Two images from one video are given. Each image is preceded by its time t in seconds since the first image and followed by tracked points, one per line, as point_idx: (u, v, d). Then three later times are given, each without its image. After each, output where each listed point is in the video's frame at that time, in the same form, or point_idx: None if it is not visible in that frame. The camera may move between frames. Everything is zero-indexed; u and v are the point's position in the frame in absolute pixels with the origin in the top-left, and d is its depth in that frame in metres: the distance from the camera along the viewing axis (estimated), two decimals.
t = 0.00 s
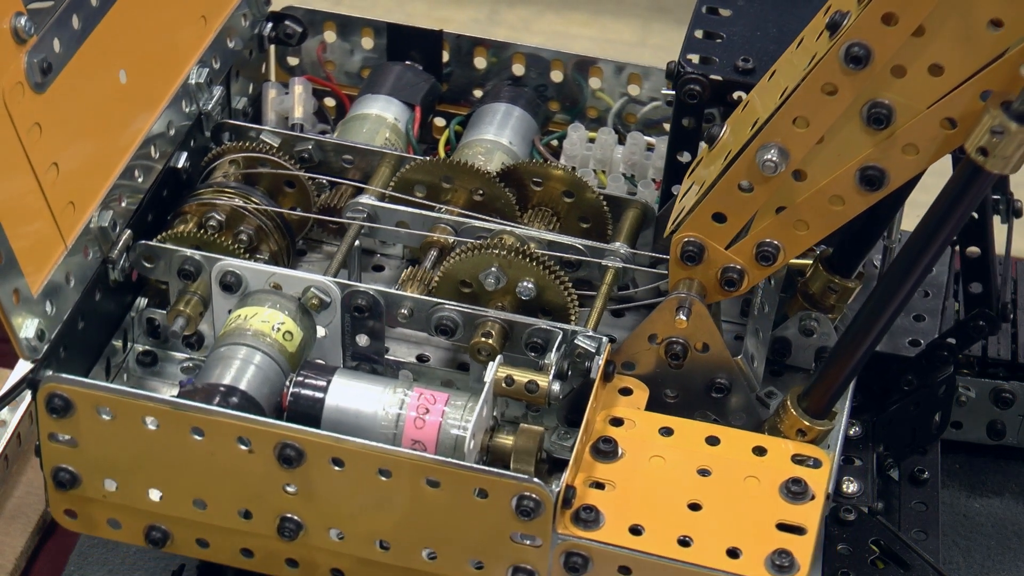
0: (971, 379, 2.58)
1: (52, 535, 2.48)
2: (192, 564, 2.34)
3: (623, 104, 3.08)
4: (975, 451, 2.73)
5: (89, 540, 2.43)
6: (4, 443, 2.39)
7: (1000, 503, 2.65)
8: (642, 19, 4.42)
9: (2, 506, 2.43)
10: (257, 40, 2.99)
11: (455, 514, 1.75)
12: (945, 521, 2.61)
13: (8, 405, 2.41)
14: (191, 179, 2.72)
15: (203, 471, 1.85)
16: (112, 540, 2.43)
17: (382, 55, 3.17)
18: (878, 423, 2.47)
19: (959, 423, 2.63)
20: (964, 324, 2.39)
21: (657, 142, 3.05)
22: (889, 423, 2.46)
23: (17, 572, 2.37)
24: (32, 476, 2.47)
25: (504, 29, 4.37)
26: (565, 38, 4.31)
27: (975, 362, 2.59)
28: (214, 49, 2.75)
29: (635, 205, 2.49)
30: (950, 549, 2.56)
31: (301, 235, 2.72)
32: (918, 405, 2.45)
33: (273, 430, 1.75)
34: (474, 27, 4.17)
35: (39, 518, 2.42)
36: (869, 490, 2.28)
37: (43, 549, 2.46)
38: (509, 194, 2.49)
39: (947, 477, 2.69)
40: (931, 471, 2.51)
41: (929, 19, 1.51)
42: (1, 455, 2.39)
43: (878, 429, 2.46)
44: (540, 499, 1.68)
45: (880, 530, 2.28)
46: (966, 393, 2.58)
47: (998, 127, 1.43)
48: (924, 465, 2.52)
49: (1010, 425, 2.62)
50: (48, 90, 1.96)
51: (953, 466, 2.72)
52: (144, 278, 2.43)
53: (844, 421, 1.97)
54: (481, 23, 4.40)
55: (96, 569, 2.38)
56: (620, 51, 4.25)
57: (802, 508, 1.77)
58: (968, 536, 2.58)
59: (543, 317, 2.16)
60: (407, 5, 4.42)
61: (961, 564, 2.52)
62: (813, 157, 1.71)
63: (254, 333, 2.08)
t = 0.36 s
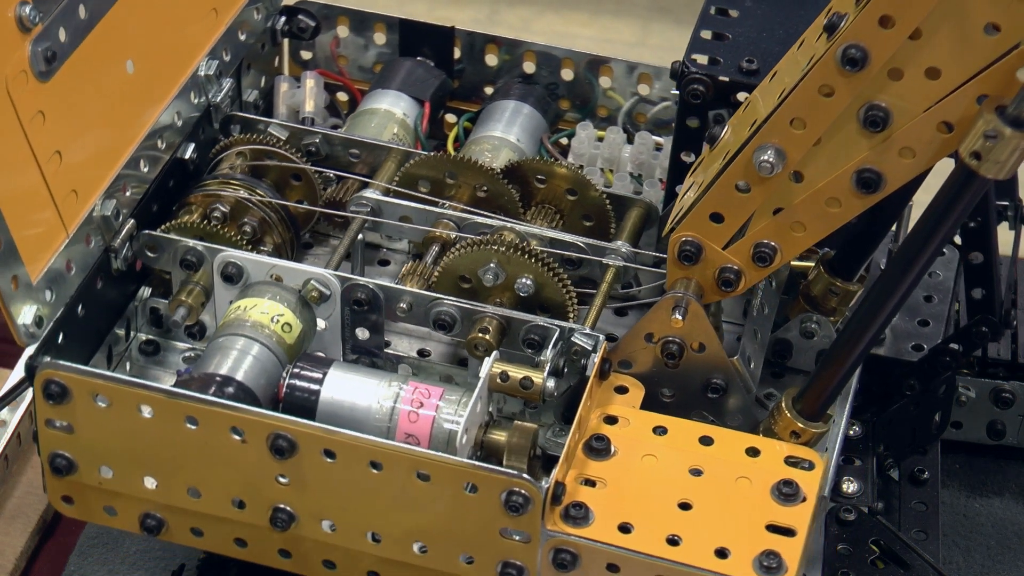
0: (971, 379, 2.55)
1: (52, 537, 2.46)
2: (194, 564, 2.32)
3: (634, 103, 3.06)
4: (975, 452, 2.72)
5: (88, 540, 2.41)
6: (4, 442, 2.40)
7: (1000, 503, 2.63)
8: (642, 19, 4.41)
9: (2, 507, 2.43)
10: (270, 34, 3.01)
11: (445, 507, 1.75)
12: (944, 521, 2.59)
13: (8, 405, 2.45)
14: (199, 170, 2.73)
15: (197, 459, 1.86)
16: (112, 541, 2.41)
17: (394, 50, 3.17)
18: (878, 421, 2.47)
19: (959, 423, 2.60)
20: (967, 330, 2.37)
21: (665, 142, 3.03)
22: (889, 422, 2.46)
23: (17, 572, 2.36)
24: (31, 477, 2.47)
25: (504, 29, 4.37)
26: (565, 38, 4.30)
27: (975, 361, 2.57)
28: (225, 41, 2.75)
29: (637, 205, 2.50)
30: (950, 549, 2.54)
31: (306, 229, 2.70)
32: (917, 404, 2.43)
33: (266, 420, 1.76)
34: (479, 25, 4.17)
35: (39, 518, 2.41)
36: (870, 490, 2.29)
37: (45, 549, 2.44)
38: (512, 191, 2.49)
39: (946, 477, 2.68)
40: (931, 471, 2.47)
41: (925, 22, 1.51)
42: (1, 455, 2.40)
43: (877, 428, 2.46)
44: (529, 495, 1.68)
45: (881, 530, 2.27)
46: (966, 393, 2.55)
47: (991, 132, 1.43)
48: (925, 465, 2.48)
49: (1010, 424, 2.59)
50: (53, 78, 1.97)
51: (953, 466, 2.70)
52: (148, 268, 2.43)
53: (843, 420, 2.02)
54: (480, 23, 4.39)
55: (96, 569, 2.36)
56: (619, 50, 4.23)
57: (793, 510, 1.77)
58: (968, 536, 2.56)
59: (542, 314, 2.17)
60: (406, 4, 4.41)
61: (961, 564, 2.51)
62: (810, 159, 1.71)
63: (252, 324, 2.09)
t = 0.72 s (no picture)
0: (971, 379, 2.53)
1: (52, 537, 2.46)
2: (195, 565, 2.33)
3: (645, 103, 3.05)
4: (975, 452, 2.71)
5: (88, 540, 2.42)
6: (4, 442, 2.42)
7: (999, 503, 2.62)
8: (643, 19, 4.40)
9: (2, 506, 2.42)
10: (284, 26, 3.03)
11: (435, 501, 1.76)
12: (944, 521, 2.58)
13: (9, 405, 2.47)
14: (207, 161, 2.74)
15: (191, 448, 1.87)
16: (112, 540, 2.41)
17: (407, 46, 3.18)
18: (878, 420, 2.50)
19: (959, 423, 2.58)
20: (970, 336, 2.36)
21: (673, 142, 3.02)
22: (889, 421, 2.48)
23: (17, 572, 2.35)
24: (32, 477, 2.47)
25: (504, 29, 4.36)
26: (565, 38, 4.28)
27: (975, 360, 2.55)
28: (236, 34, 2.76)
29: (641, 204, 2.50)
30: (949, 549, 2.53)
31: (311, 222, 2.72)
32: (918, 404, 2.44)
33: (259, 411, 1.77)
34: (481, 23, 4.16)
35: (39, 518, 2.40)
36: (870, 491, 2.34)
37: (44, 551, 2.44)
38: (515, 187, 2.49)
39: (946, 477, 2.67)
40: (931, 471, 2.49)
41: (921, 26, 1.50)
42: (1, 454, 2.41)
43: (876, 427, 2.49)
44: (518, 490, 1.68)
45: (881, 530, 2.26)
46: (966, 393, 2.53)
47: (984, 136, 1.42)
48: (925, 465, 2.50)
49: (1010, 425, 2.57)
50: (58, 66, 1.98)
51: (953, 466, 2.70)
52: (154, 258, 2.45)
53: (841, 423, 2.10)
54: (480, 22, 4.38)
55: (96, 569, 2.37)
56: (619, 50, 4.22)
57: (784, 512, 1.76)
58: (968, 536, 2.55)
59: (541, 311, 2.17)
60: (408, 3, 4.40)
61: (961, 564, 2.49)
62: (807, 160, 1.70)
63: (251, 315, 2.10)
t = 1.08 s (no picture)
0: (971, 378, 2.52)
1: (52, 537, 2.45)
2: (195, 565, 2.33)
3: (656, 103, 3.03)
4: (975, 452, 2.70)
5: (89, 540, 2.41)
6: (4, 442, 2.41)
7: (999, 502, 2.61)
8: (642, 19, 4.33)
9: (2, 506, 2.43)
10: (298, 20, 3.04)
11: (426, 494, 1.76)
12: (944, 521, 2.57)
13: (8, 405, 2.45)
14: (215, 152, 2.75)
15: (186, 436, 1.88)
16: (114, 540, 2.41)
17: (421, 42, 3.18)
18: (879, 420, 2.49)
19: (959, 423, 2.58)
20: (971, 342, 2.34)
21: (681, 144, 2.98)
22: (888, 421, 2.47)
23: (17, 572, 2.36)
24: (32, 477, 2.47)
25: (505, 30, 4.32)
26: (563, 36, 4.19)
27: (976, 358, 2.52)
28: (248, 27, 2.77)
29: (645, 203, 2.49)
30: (949, 549, 2.52)
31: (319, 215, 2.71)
32: (918, 407, 2.44)
33: (253, 401, 1.78)
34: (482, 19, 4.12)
35: (39, 518, 2.41)
36: (870, 491, 2.33)
37: (44, 551, 2.43)
38: (519, 184, 2.49)
39: (946, 477, 2.66)
40: (931, 471, 2.49)
41: (918, 29, 1.49)
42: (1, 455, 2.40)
43: (876, 427, 2.48)
44: (507, 485, 1.69)
45: (881, 530, 2.26)
46: (966, 393, 2.52)
47: (977, 141, 1.42)
48: (924, 465, 2.50)
49: (1010, 424, 2.56)
50: (64, 55, 1.99)
51: (953, 466, 2.69)
52: (159, 247, 2.46)
53: (841, 425, 2.16)
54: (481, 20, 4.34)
55: (96, 569, 2.36)
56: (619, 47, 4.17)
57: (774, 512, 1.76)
58: (968, 536, 2.54)
59: (539, 308, 2.17)
60: None
61: (961, 564, 2.48)
62: (803, 161, 1.70)
63: (251, 306, 2.11)
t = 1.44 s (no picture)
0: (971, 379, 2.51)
1: (52, 537, 2.42)
2: (195, 565, 2.29)
3: (668, 103, 3.01)
4: (975, 452, 2.68)
5: (89, 540, 2.37)
6: (4, 442, 2.39)
7: (999, 502, 2.60)
8: (643, 19, 4.32)
9: (2, 506, 2.40)
10: (312, 14, 3.05)
11: (417, 487, 1.77)
12: (944, 521, 2.55)
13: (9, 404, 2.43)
14: (224, 144, 2.75)
15: (182, 425, 1.89)
16: (113, 541, 2.37)
17: (434, 38, 3.17)
18: (879, 422, 2.49)
19: (958, 423, 2.56)
20: (973, 348, 2.34)
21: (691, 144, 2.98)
22: (888, 422, 2.47)
23: (17, 572, 2.32)
24: (31, 478, 2.44)
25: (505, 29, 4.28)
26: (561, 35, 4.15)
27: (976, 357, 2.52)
28: (259, 20, 2.78)
29: (649, 201, 2.50)
30: (949, 549, 2.50)
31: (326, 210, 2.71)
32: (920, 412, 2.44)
33: (247, 391, 1.79)
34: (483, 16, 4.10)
35: (39, 519, 2.38)
36: (870, 492, 2.34)
37: (44, 550, 2.39)
38: (523, 180, 2.50)
39: (947, 477, 2.64)
40: (931, 472, 2.46)
41: (914, 31, 1.49)
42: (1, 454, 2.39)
43: (876, 427, 2.48)
44: (496, 480, 1.69)
45: (881, 530, 2.25)
46: (966, 393, 2.50)
47: (968, 145, 1.41)
48: (924, 465, 2.47)
49: (1011, 425, 2.54)
50: (70, 44, 2.01)
51: (953, 466, 2.67)
52: (165, 238, 2.47)
53: (838, 428, 2.21)
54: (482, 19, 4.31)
55: (96, 569, 2.33)
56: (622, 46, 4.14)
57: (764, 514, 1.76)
58: (968, 536, 2.52)
59: (538, 304, 2.17)
60: None
61: (961, 564, 2.47)
62: (800, 163, 1.70)
63: (251, 297, 2.13)
